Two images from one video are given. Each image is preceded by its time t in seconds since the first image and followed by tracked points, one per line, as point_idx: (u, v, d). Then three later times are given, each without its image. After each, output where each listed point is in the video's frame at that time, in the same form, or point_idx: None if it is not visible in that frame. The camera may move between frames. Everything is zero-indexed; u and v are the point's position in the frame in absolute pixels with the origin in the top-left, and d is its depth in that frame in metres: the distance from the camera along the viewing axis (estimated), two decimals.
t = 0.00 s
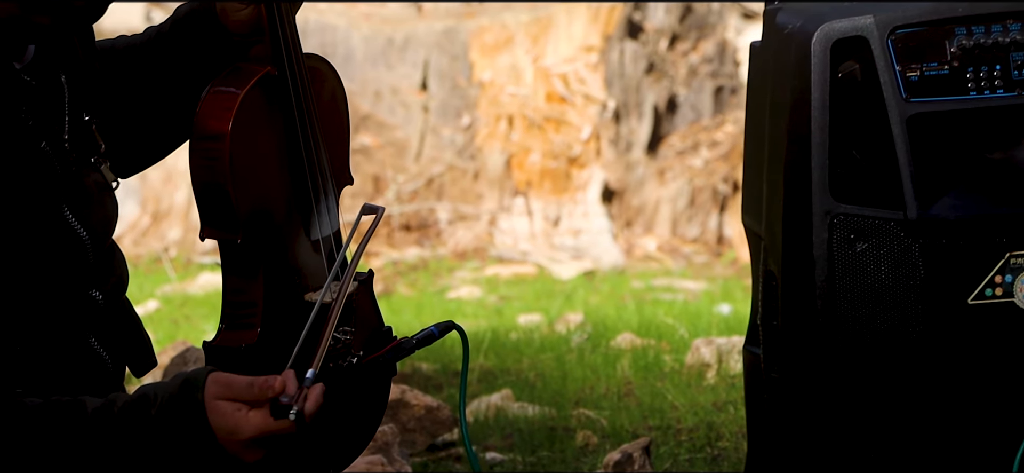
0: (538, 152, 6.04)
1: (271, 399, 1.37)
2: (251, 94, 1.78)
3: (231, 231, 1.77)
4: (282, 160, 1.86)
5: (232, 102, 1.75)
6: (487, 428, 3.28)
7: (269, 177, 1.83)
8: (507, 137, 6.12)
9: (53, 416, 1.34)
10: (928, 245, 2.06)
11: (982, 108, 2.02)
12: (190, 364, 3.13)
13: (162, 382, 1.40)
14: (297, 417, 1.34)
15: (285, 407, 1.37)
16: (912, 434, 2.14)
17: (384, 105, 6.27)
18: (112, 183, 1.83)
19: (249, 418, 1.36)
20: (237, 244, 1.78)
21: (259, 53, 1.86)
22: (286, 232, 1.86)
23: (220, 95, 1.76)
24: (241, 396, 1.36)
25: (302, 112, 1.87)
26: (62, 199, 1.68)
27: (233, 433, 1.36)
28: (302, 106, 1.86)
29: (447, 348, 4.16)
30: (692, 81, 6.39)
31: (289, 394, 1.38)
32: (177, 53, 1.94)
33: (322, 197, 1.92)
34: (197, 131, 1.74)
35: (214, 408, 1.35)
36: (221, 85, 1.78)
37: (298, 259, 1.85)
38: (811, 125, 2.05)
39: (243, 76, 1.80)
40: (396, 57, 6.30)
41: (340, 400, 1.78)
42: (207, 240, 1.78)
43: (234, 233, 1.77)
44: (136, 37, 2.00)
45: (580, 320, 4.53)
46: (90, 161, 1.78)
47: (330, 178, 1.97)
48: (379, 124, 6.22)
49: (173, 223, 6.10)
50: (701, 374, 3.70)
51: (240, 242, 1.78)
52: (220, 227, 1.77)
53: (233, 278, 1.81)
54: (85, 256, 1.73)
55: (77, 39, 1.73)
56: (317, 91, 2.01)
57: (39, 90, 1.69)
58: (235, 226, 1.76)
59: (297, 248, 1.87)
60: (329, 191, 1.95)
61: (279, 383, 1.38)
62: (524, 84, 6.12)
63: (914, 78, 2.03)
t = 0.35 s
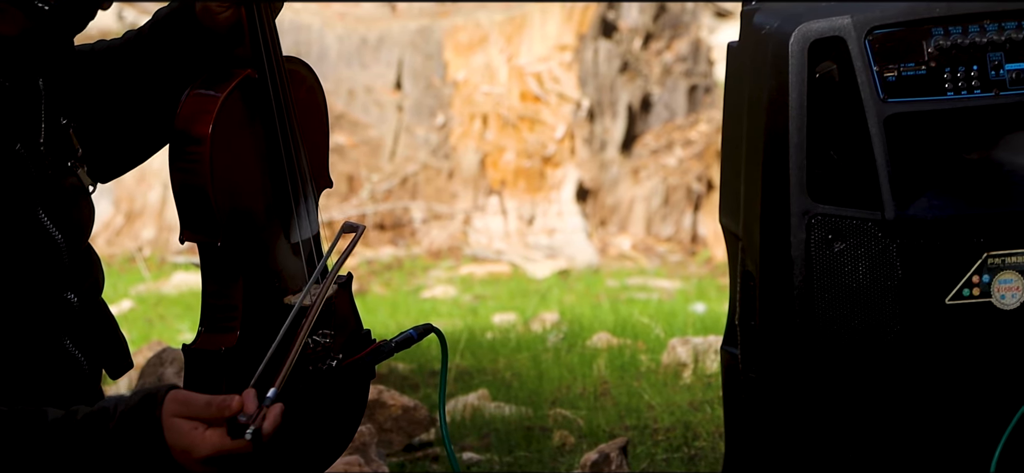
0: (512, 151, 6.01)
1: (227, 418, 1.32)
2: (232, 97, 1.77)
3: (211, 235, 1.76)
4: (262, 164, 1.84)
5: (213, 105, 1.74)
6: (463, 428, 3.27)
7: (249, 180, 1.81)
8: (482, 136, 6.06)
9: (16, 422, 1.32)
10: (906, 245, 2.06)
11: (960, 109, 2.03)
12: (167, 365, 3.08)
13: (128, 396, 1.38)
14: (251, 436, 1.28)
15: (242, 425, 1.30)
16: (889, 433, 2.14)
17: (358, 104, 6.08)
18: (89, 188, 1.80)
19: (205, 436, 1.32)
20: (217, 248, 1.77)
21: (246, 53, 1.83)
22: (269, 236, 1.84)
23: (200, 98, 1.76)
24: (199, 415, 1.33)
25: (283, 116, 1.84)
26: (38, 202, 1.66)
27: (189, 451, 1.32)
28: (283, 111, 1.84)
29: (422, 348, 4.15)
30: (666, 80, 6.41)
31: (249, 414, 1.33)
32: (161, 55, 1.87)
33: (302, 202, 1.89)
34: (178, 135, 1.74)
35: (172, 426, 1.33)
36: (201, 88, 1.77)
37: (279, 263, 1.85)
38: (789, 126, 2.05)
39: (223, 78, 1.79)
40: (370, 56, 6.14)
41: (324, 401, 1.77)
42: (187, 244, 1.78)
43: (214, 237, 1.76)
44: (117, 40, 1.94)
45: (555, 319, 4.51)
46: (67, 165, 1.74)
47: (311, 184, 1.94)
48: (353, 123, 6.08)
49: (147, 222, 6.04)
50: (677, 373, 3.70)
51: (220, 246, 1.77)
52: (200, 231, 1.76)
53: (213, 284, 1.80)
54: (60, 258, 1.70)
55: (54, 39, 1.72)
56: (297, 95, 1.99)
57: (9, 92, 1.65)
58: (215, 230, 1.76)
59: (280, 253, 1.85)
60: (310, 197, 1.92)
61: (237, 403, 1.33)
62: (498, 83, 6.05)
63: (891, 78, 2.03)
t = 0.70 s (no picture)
0: (495, 152, 5.98)
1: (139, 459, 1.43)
2: (222, 95, 1.78)
3: (202, 233, 1.75)
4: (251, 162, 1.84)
5: (203, 103, 1.74)
6: (448, 429, 3.26)
7: (239, 179, 1.81)
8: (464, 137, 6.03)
9: None
10: (891, 245, 2.06)
11: (945, 109, 2.03)
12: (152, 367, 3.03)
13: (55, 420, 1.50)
14: None
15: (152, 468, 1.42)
16: (875, 434, 2.14)
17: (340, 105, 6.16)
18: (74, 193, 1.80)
19: None
20: (207, 247, 1.76)
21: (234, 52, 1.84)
22: (256, 238, 1.84)
23: (190, 96, 1.76)
24: (112, 451, 1.44)
25: (270, 114, 1.85)
26: (17, 208, 1.64)
27: None
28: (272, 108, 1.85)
29: (406, 348, 4.13)
30: (647, 81, 6.36)
31: (160, 456, 1.45)
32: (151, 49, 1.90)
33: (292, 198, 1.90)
34: (168, 133, 1.73)
35: (88, 460, 1.43)
36: (191, 87, 1.78)
37: (267, 263, 1.85)
38: (775, 126, 2.05)
39: (212, 77, 1.80)
40: (353, 56, 6.19)
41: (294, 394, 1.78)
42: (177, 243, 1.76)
43: (205, 236, 1.76)
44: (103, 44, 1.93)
45: (538, 319, 4.50)
46: (54, 171, 1.76)
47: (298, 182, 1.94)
48: (335, 123, 6.14)
49: (128, 223, 6.00)
50: (661, 374, 3.70)
51: (211, 245, 1.76)
52: (190, 229, 1.76)
53: (201, 284, 1.78)
54: (41, 263, 1.67)
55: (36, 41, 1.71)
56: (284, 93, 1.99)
57: None
58: (207, 227, 1.75)
59: (266, 254, 1.85)
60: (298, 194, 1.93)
61: (147, 444, 1.44)
62: (480, 84, 6.02)
63: (876, 79, 2.03)
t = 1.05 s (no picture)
0: (475, 152, 5.93)
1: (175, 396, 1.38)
2: (200, 96, 1.76)
3: (182, 235, 1.74)
4: (230, 163, 1.82)
5: (181, 104, 1.72)
6: (431, 430, 3.25)
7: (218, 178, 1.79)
8: (445, 137, 5.98)
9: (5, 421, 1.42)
10: (874, 245, 2.06)
11: (927, 109, 2.04)
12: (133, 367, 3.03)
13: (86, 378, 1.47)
14: (203, 408, 1.34)
15: (193, 400, 1.36)
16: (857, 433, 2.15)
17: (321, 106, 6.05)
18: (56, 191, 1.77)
19: (159, 413, 1.40)
20: (187, 248, 1.75)
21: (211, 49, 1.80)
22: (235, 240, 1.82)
23: (168, 97, 1.74)
24: (152, 392, 1.40)
25: (250, 117, 1.83)
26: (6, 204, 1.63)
27: (144, 427, 1.40)
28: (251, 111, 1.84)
29: (387, 348, 4.12)
30: (629, 81, 6.40)
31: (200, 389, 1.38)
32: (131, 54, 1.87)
33: (271, 197, 1.90)
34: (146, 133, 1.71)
35: (126, 403, 1.40)
36: (168, 88, 1.75)
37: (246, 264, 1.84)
38: (757, 126, 2.05)
39: (190, 78, 1.78)
40: (333, 57, 6.11)
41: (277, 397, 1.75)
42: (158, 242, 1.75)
43: (184, 236, 1.75)
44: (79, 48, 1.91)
45: (519, 320, 4.50)
46: (36, 169, 1.72)
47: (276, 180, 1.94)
48: (316, 124, 6.01)
49: (110, 223, 5.95)
50: (644, 374, 3.70)
51: (191, 246, 1.75)
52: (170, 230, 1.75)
53: (182, 285, 1.78)
54: (29, 257, 1.67)
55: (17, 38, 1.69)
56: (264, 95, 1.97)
57: None
58: (187, 229, 1.74)
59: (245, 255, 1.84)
60: (277, 194, 1.93)
61: (188, 380, 1.39)
62: (461, 84, 5.96)
63: (859, 78, 2.04)
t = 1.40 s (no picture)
0: (450, 152, 5.93)
1: (136, 431, 1.44)
2: (178, 95, 1.74)
3: (158, 233, 1.72)
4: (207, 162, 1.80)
5: (157, 103, 1.71)
6: (405, 430, 3.23)
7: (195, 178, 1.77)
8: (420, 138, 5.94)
9: None
10: (849, 244, 2.07)
11: (903, 108, 2.04)
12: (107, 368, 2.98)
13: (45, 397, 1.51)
14: (160, 450, 1.39)
15: (152, 438, 1.41)
16: (831, 431, 2.16)
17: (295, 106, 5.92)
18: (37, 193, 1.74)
19: (117, 444, 1.45)
20: (164, 246, 1.73)
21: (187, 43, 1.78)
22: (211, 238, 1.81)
23: (144, 96, 1.72)
24: (110, 424, 1.46)
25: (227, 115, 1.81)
26: None
27: (102, 457, 1.45)
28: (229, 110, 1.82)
29: (362, 348, 4.09)
30: (602, 81, 6.36)
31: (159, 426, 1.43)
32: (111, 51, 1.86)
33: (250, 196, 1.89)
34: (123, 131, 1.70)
35: (84, 433, 1.45)
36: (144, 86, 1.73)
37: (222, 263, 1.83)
38: (732, 126, 2.05)
39: (166, 75, 1.76)
40: (307, 57, 6.00)
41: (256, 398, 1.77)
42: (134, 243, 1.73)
43: (161, 235, 1.73)
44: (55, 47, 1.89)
45: (493, 319, 4.48)
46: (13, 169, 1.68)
47: (254, 178, 1.94)
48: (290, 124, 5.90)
49: (83, 223, 5.88)
50: (618, 373, 3.70)
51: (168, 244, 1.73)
52: (147, 229, 1.73)
53: (159, 285, 1.77)
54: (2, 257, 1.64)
55: None
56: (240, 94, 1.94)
57: None
58: (164, 227, 1.72)
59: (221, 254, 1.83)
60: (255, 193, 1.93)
61: (148, 416, 1.46)
62: (435, 84, 5.93)
63: (834, 78, 2.04)
